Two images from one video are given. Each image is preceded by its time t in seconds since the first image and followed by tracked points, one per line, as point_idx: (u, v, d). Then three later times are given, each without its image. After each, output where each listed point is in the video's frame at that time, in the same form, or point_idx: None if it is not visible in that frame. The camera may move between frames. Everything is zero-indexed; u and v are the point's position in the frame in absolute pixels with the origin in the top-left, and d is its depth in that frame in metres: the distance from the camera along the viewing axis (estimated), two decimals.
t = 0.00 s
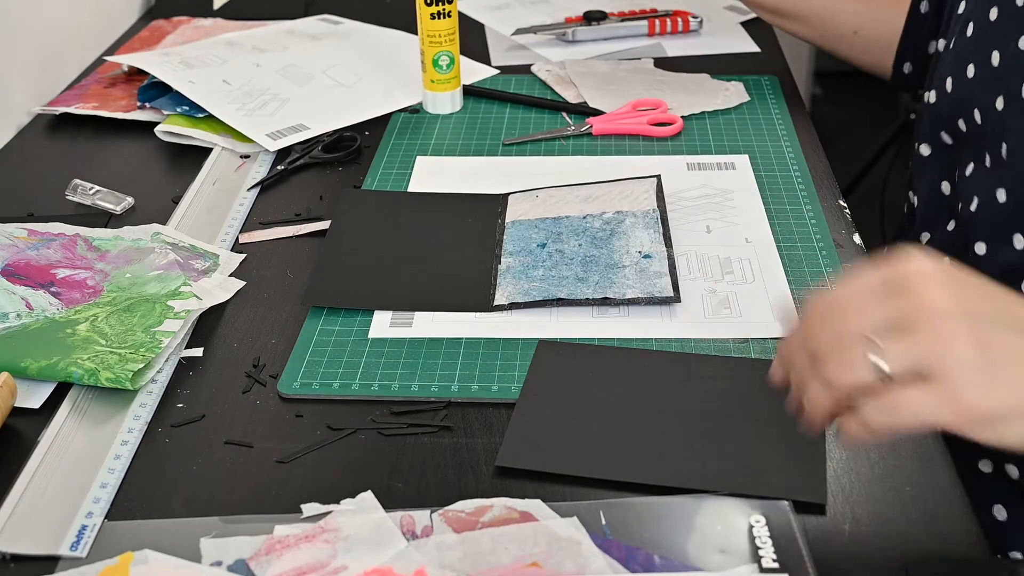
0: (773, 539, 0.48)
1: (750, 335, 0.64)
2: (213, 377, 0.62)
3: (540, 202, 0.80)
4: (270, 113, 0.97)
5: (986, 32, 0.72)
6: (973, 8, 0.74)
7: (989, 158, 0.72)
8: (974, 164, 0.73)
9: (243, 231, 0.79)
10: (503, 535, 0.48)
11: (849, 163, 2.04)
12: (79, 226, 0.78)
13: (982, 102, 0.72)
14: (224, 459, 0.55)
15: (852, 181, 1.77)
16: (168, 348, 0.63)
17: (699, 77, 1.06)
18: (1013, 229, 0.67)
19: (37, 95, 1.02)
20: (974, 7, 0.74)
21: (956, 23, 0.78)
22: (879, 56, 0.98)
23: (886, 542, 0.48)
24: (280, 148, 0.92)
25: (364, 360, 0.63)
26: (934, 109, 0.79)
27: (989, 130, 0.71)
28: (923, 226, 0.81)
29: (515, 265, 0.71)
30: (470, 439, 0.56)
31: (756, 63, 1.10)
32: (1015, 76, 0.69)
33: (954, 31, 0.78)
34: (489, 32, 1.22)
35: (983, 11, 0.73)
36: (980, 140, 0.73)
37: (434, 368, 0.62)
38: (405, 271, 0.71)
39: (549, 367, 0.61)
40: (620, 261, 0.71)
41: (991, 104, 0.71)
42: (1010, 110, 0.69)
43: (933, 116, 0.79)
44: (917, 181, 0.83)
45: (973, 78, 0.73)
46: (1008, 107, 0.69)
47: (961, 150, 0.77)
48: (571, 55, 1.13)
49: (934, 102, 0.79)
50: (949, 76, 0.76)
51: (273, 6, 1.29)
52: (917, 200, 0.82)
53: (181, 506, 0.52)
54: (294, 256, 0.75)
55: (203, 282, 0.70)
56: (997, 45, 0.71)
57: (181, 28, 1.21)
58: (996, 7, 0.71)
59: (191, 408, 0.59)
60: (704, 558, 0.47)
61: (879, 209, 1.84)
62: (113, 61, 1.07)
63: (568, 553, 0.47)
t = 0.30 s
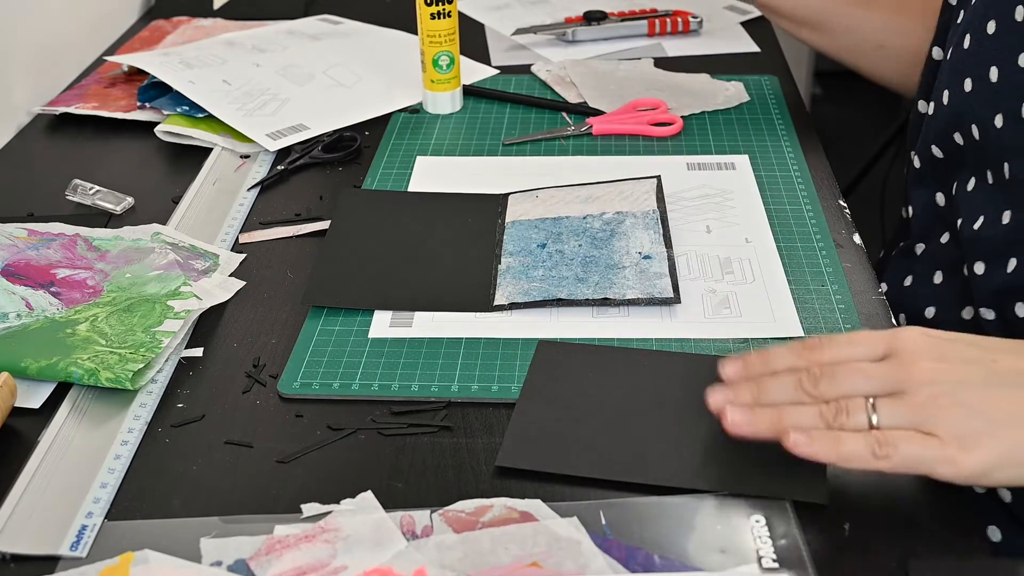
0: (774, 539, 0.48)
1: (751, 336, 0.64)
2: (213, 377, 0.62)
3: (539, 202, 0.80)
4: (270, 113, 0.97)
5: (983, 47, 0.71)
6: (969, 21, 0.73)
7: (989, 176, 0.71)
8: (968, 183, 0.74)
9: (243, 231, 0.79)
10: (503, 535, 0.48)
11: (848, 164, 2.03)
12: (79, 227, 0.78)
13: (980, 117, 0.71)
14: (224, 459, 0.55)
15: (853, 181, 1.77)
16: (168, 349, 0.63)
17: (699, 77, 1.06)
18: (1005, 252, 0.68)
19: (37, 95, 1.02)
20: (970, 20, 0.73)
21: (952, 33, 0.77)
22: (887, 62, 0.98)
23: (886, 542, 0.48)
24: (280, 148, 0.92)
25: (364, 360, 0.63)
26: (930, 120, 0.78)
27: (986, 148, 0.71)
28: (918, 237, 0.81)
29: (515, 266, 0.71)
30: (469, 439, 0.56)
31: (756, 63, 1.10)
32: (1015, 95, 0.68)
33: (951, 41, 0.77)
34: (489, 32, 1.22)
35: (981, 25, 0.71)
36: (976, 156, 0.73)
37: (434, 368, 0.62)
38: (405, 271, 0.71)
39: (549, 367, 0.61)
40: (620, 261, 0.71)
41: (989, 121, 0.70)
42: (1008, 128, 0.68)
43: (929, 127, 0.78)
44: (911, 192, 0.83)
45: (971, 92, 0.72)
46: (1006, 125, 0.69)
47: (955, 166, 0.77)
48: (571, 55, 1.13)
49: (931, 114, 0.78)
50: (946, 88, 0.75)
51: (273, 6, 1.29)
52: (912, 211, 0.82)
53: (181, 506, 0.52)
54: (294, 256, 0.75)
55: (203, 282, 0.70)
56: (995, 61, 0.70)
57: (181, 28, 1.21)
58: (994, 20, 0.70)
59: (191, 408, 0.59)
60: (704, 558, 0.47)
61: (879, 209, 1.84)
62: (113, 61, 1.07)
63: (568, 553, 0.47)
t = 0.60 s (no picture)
0: (773, 540, 0.48)
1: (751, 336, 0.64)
2: (213, 377, 0.62)
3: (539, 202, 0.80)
4: (270, 113, 0.97)
5: (978, 53, 0.71)
6: (965, 25, 0.72)
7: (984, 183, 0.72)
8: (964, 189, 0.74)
9: (243, 231, 0.79)
10: (503, 535, 0.48)
11: (847, 164, 2.04)
12: (79, 227, 0.78)
13: (975, 124, 0.71)
14: (224, 459, 0.55)
15: (853, 181, 1.77)
16: (169, 349, 0.63)
17: (699, 77, 1.06)
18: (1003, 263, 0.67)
19: (37, 95, 1.02)
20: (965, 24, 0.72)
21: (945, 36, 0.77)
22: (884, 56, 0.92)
23: (887, 543, 0.48)
24: (280, 148, 0.92)
25: (364, 360, 0.63)
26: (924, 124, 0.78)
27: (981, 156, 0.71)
28: (911, 240, 0.81)
29: (516, 266, 0.71)
30: (469, 439, 0.56)
31: (756, 63, 1.10)
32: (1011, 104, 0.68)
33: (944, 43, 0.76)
34: (489, 33, 1.22)
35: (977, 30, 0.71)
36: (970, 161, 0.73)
37: (434, 368, 0.62)
38: (406, 271, 0.71)
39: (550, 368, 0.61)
40: (620, 261, 0.71)
41: (984, 128, 0.71)
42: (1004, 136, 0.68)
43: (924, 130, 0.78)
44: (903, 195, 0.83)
45: (965, 98, 0.72)
46: (1003, 134, 0.69)
47: (948, 171, 0.77)
48: (571, 55, 1.13)
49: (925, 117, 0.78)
50: (941, 93, 0.75)
51: (273, 7, 1.29)
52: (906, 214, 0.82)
53: (181, 505, 0.52)
54: (294, 256, 0.75)
55: (203, 282, 0.70)
56: (990, 68, 0.70)
57: (181, 28, 1.21)
58: (989, 26, 0.70)
59: (191, 408, 0.59)
60: (705, 558, 0.47)
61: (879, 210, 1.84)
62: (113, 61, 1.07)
63: (568, 553, 0.47)
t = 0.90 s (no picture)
0: (773, 539, 0.48)
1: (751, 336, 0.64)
2: (214, 377, 0.62)
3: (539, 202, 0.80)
4: (270, 113, 0.97)
5: (971, 57, 0.64)
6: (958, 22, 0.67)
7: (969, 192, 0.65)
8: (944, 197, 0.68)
9: (243, 231, 0.79)
10: (503, 535, 0.48)
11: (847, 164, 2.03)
12: (79, 227, 0.78)
13: (968, 128, 0.64)
14: (224, 459, 0.55)
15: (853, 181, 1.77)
16: (168, 349, 0.63)
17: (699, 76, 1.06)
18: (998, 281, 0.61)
19: (37, 94, 1.02)
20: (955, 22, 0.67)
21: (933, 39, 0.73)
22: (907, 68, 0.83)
23: (887, 543, 0.48)
24: (281, 148, 0.92)
25: (364, 360, 0.63)
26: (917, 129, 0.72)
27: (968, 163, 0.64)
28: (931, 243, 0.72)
29: (515, 266, 0.71)
30: (470, 439, 0.56)
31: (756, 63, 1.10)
32: (1001, 108, 0.61)
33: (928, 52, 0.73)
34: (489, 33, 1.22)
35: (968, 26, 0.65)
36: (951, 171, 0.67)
37: (434, 368, 0.62)
38: (406, 270, 0.71)
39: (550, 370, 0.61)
40: (620, 261, 0.71)
41: (974, 132, 0.64)
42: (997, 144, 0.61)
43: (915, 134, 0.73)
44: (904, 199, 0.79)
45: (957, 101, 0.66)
46: (994, 140, 0.62)
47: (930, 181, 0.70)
48: (571, 55, 1.13)
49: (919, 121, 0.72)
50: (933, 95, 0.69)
51: (273, 8, 1.30)
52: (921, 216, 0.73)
53: (181, 505, 0.52)
54: (294, 256, 0.75)
55: (203, 282, 0.70)
56: (982, 70, 0.63)
57: (181, 28, 1.21)
58: (981, 29, 0.63)
59: (191, 408, 0.59)
60: (704, 559, 0.47)
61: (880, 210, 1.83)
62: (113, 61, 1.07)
63: (568, 553, 0.47)
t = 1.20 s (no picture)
0: (773, 539, 0.48)
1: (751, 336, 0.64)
2: (214, 377, 0.62)
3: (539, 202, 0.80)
4: (270, 113, 0.97)
5: (955, 24, 0.65)
6: None
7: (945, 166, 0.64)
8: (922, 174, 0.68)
9: (243, 231, 0.79)
10: (503, 535, 0.48)
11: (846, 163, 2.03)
12: (79, 227, 0.78)
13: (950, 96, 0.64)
14: (224, 459, 0.55)
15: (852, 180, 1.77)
16: (169, 349, 0.63)
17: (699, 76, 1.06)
18: (994, 249, 0.59)
19: (37, 94, 1.02)
20: None
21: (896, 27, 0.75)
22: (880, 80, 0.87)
23: (887, 543, 0.48)
24: (281, 148, 0.92)
25: (364, 360, 0.63)
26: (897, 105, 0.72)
27: (950, 135, 0.64)
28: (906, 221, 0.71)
29: (514, 266, 0.71)
30: (470, 439, 0.56)
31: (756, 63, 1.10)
32: (984, 78, 0.61)
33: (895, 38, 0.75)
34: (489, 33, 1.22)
35: None
36: (930, 144, 0.66)
37: (434, 368, 0.62)
38: (406, 271, 0.71)
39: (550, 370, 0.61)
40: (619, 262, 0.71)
41: (956, 102, 0.63)
42: (978, 111, 0.61)
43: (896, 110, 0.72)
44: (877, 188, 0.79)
45: (943, 72, 0.65)
46: (976, 109, 0.61)
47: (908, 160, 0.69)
48: (571, 55, 1.13)
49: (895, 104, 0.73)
50: (918, 68, 0.69)
51: (274, 8, 1.30)
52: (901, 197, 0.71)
53: (182, 506, 0.52)
54: (294, 256, 0.75)
55: (203, 282, 0.70)
56: (964, 39, 0.63)
57: (181, 28, 1.21)
58: None
59: (191, 408, 0.59)
60: (704, 558, 0.47)
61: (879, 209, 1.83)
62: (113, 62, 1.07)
63: (568, 553, 0.47)
